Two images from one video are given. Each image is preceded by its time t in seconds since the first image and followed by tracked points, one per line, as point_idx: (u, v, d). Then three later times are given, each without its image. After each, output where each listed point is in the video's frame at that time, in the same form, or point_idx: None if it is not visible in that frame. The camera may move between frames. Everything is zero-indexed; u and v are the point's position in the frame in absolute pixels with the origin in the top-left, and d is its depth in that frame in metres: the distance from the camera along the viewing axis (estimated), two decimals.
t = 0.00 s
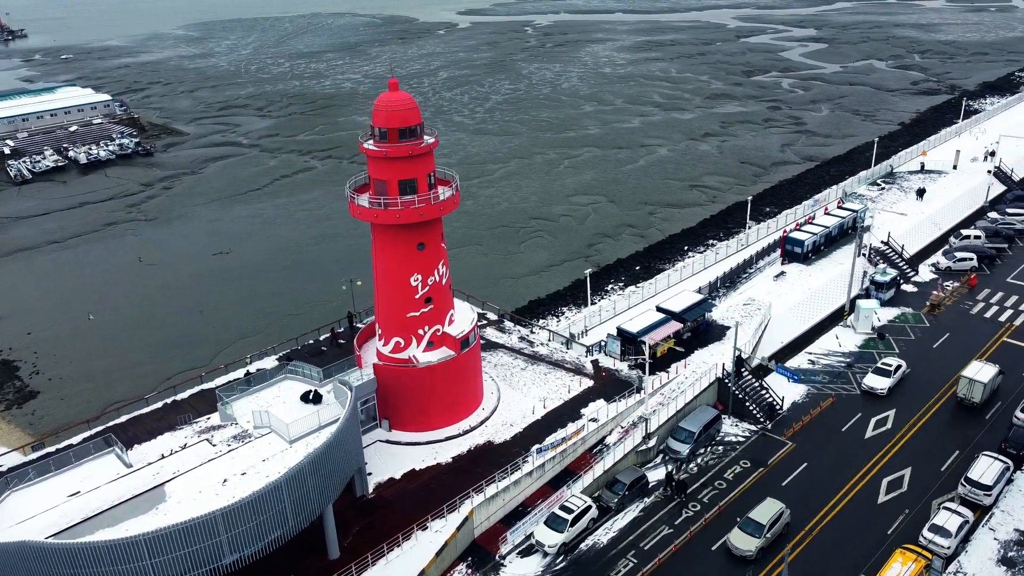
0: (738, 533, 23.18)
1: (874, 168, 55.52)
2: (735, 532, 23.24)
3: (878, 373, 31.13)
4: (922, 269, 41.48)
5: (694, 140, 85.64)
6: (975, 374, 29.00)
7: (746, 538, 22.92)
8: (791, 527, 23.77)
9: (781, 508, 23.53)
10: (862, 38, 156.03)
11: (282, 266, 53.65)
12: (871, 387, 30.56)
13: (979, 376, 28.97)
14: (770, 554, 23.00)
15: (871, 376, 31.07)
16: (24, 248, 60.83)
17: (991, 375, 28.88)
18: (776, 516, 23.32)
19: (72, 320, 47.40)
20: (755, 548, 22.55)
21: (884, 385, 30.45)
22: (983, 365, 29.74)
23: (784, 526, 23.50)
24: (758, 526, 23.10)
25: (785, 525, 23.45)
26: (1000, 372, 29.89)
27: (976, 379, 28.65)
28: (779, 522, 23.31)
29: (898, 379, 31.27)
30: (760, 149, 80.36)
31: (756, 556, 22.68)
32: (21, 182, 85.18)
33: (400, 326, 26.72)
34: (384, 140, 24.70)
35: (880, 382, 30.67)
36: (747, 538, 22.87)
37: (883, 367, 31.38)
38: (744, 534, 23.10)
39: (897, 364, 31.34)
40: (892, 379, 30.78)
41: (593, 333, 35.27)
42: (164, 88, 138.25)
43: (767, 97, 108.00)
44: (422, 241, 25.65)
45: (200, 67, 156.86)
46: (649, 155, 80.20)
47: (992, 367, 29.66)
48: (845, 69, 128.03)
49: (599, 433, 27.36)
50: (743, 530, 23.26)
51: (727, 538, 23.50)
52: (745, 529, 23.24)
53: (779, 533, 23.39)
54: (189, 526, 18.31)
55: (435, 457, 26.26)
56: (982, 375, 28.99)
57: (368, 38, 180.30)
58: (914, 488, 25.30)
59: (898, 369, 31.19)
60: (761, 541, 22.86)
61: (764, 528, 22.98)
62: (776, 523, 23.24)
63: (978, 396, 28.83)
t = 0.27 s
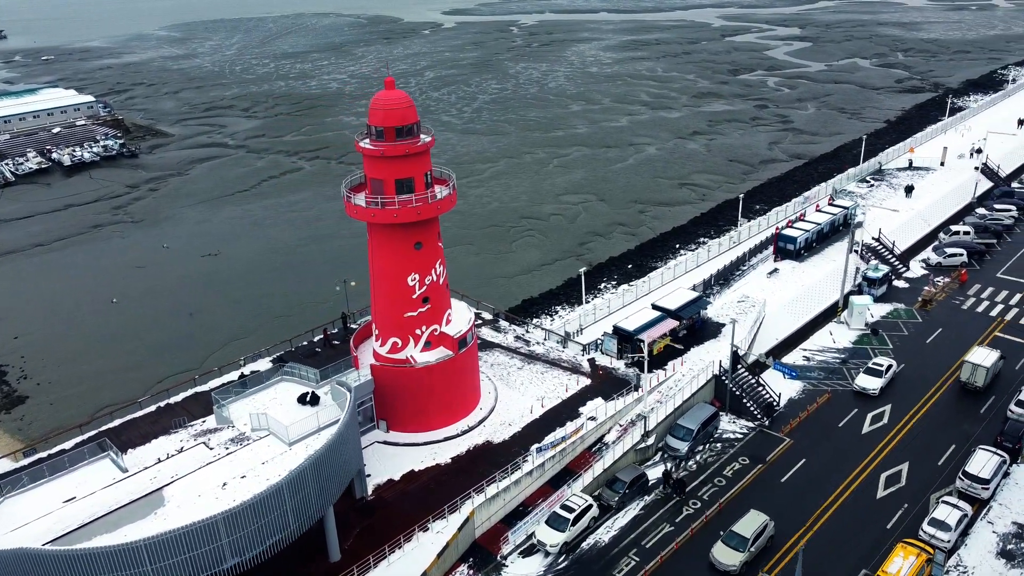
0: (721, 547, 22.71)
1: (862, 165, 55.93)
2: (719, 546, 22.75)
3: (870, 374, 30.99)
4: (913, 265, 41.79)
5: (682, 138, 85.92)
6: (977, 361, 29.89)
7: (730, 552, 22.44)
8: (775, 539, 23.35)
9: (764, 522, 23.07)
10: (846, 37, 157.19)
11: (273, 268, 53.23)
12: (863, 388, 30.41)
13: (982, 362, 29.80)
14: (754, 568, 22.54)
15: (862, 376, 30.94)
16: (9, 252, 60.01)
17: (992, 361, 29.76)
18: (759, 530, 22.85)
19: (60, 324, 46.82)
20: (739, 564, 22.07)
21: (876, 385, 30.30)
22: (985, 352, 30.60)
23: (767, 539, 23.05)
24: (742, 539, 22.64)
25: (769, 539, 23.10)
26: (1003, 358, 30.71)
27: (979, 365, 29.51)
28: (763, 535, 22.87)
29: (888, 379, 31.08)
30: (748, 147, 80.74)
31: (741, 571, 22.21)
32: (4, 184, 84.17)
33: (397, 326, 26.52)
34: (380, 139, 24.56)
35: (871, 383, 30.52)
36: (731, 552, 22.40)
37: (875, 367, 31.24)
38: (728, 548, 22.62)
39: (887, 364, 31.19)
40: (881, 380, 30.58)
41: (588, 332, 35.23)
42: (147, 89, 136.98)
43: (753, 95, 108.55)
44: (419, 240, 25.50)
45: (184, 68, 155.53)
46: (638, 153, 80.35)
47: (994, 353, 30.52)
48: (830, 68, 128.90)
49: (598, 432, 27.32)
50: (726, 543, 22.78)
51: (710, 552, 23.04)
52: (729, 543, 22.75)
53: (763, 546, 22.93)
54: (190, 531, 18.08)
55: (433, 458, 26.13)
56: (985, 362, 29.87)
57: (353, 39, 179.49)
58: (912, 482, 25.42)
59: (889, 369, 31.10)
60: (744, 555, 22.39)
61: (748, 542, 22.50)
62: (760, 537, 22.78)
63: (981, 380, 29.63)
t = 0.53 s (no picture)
0: (700, 564, 21.99)
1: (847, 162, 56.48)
2: (697, 563, 22.04)
3: (858, 374, 30.70)
4: (900, 260, 42.19)
5: (666, 136, 86.24)
6: (976, 342, 30.87)
7: (708, 570, 21.72)
8: (756, 554, 22.62)
9: (745, 535, 22.30)
10: (824, 35, 158.63)
11: (259, 270, 52.71)
12: (852, 389, 30.16)
13: (980, 342, 30.85)
14: None
15: (850, 376, 30.66)
16: None
17: (990, 343, 30.73)
18: (739, 545, 22.08)
19: (43, 329, 46.06)
20: None
21: (865, 386, 30.09)
22: (982, 334, 31.61)
23: (749, 554, 22.33)
24: (722, 556, 21.87)
25: (751, 554, 22.38)
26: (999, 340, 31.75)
27: (978, 345, 30.49)
28: (744, 550, 22.11)
29: (876, 380, 30.79)
30: (732, 145, 81.21)
31: None
32: None
33: (392, 326, 26.30)
34: (374, 138, 24.32)
35: (860, 384, 30.27)
36: (709, 570, 21.68)
37: (862, 367, 30.95)
38: (706, 565, 21.89)
39: (875, 365, 30.86)
40: (870, 380, 30.32)
41: (581, 330, 35.19)
42: (125, 91, 135.25)
43: (735, 93, 109.21)
44: (413, 240, 25.29)
45: (162, 69, 153.77)
46: (623, 152, 80.53)
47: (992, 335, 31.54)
48: (810, 66, 130.08)
49: (595, 430, 27.27)
50: (705, 560, 22.05)
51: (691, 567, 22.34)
52: (708, 560, 22.01)
53: (744, 562, 22.23)
54: (190, 537, 17.80)
55: (431, 459, 25.94)
56: (983, 342, 30.87)
57: (333, 39, 178.45)
58: (907, 476, 25.60)
59: (877, 368, 30.85)
60: (723, 572, 21.63)
61: (727, 559, 21.73)
62: (740, 552, 22.03)
63: (979, 360, 30.60)
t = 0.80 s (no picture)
0: None
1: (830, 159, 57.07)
2: None
3: (844, 375, 30.51)
4: (885, 254, 42.63)
5: (648, 135, 86.54)
6: (973, 322, 32.27)
7: None
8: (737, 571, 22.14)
9: (723, 555, 21.79)
10: (800, 33, 160.15)
11: (242, 272, 52.12)
12: (839, 390, 29.91)
13: (977, 323, 32.26)
14: None
15: (836, 378, 30.42)
16: None
17: (986, 322, 32.15)
18: (717, 565, 21.57)
19: (22, 335, 45.16)
20: None
21: (851, 387, 29.86)
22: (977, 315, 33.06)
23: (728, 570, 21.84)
24: None
25: (728, 574, 21.81)
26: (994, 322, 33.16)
27: (976, 325, 31.90)
28: (723, 569, 21.61)
29: (862, 380, 30.57)
30: (714, 143, 81.67)
31: None
32: None
33: (386, 327, 26.05)
34: (366, 137, 24.13)
35: (845, 385, 30.01)
36: None
37: (848, 367, 30.80)
38: None
39: (861, 366, 30.74)
40: (857, 381, 30.20)
41: (573, 328, 35.12)
42: (100, 93, 133.25)
43: (715, 91, 109.87)
44: (407, 239, 25.07)
45: (137, 71, 151.72)
46: (605, 150, 80.68)
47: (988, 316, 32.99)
48: (787, 63, 131.22)
49: (591, 428, 27.18)
50: None
51: None
52: None
53: None
54: (189, 543, 17.49)
55: (427, 460, 25.73)
56: (979, 322, 32.28)
57: (311, 39, 177.14)
58: (902, 467, 25.81)
59: (862, 369, 30.67)
60: None
61: None
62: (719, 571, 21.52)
63: (976, 340, 32.04)
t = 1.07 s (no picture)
0: None
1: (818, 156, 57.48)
2: None
3: (834, 377, 30.27)
4: (875, 250, 42.89)
5: (635, 133, 86.71)
6: (970, 308, 33.19)
7: None
8: None
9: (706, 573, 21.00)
10: (783, 32, 161.16)
11: (231, 274, 51.69)
12: (830, 393, 29.63)
13: (973, 309, 33.15)
14: None
15: (827, 380, 30.15)
16: None
17: (983, 309, 33.07)
18: None
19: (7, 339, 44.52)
20: None
21: (842, 389, 29.59)
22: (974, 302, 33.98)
23: None
24: None
25: None
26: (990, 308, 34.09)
27: (972, 311, 32.82)
28: None
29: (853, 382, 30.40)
30: (701, 141, 81.96)
31: None
32: None
33: (382, 327, 25.86)
34: (361, 135, 23.94)
35: (837, 387, 29.80)
36: None
37: (838, 370, 30.58)
38: None
39: (851, 369, 30.47)
40: (847, 384, 29.94)
41: (567, 326, 35.07)
42: (81, 94, 131.73)
43: (700, 90, 110.29)
44: (403, 238, 24.90)
45: (118, 72, 150.12)
46: (593, 149, 80.75)
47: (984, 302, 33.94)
48: (771, 62, 131.96)
49: (589, 426, 27.14)
50: None
51: None
52: None
53: None
54: (190, 548, 17.27)
55: (425, 460, 25.59)
56: (976, 309, 33.19)
57: (294, 40, 176.05)
58: (898, 462, 25.96)
59: (853, 371, 30.48)
60: None
61: None
62: None
63: (973, 326, 32.95)
